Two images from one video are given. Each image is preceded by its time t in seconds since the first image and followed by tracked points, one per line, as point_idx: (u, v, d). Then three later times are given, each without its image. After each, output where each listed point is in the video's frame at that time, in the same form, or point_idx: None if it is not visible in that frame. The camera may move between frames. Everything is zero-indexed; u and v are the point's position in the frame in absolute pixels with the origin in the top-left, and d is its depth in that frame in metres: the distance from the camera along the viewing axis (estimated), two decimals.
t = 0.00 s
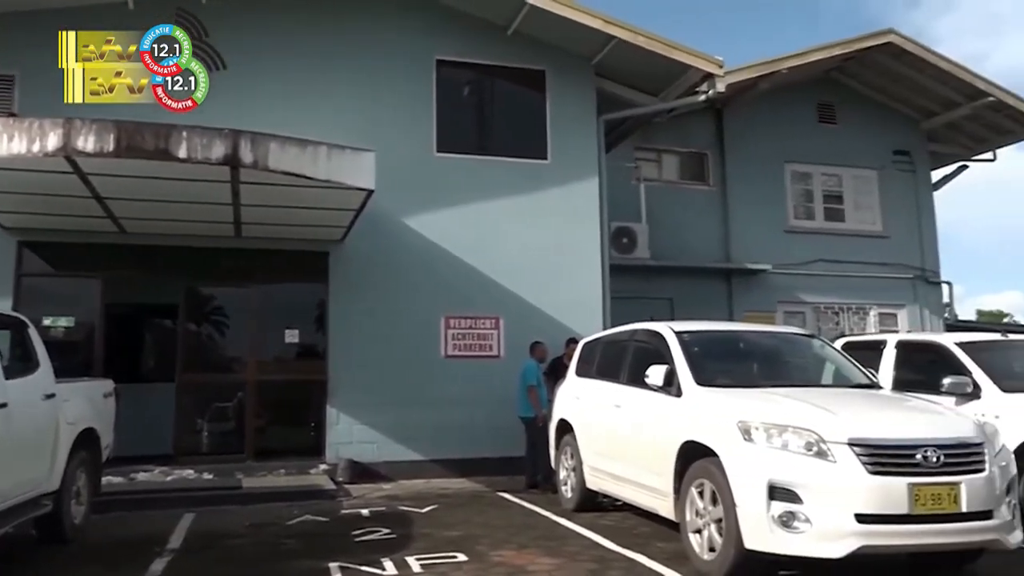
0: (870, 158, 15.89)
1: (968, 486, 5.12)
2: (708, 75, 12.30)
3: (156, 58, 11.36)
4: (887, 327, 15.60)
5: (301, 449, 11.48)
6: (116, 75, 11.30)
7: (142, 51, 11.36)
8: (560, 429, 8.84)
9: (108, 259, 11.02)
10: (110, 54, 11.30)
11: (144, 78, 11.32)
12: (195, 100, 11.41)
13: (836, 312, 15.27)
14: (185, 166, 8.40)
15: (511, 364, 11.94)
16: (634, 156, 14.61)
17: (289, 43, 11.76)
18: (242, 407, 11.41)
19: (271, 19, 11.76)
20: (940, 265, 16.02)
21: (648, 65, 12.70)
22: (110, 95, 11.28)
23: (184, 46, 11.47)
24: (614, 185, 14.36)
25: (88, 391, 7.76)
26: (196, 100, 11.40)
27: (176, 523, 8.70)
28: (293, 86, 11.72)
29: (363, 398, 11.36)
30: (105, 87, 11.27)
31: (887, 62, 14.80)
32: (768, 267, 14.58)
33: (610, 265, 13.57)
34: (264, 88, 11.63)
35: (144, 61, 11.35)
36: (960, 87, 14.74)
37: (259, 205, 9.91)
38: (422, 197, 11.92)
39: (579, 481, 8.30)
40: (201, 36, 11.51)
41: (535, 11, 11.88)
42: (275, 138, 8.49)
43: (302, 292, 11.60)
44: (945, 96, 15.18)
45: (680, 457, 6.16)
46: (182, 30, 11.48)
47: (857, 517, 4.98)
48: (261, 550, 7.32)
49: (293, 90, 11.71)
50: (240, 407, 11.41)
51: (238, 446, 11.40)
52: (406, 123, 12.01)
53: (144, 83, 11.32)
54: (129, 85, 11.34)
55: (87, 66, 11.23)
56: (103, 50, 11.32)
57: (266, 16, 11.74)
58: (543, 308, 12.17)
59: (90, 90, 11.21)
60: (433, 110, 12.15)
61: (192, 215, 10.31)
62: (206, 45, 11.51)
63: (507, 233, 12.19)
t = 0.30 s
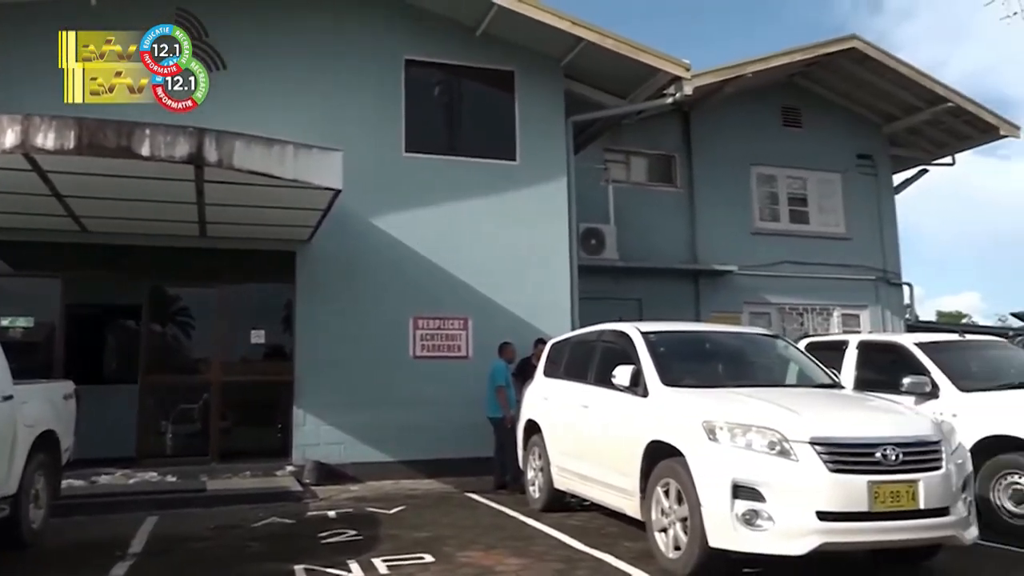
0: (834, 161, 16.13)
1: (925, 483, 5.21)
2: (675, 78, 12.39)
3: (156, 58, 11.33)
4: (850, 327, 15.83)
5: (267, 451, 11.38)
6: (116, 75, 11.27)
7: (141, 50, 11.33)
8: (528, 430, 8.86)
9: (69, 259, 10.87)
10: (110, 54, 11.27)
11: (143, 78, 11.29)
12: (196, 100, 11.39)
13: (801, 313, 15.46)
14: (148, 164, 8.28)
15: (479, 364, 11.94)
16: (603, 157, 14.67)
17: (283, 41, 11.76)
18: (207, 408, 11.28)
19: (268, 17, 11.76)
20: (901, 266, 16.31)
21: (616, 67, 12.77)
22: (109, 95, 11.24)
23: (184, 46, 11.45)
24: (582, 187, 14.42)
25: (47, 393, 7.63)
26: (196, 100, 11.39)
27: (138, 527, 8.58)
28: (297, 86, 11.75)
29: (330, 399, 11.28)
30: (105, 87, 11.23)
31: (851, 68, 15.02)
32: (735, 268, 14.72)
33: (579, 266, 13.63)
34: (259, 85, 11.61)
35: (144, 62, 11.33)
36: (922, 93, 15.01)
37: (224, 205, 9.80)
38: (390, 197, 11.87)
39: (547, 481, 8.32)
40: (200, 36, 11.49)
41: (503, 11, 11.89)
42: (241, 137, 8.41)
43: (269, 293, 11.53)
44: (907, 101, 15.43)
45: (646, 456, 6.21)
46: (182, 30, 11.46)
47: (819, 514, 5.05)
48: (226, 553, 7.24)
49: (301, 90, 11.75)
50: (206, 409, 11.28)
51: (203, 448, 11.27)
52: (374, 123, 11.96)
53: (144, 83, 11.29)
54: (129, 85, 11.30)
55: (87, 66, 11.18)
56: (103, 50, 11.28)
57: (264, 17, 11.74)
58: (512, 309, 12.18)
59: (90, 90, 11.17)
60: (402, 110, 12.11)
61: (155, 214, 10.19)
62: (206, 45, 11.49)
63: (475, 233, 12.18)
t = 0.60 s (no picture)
0: (802, 166, 16.32)
1: (887, 483, 5.28)
2: (645, 82, 12.46)
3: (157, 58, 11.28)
4: (817, 330, 16.03)
5: (235, 454, 11.26)
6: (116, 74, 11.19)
7: (142, 51, 11.27)
8: (498, 431, 8.85)
9: (31, 259, 10.72)
10: (110, 54, 11.18)
11: (144, 78, 11.23)
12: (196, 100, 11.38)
13: (769, 315, 15.61)
14: (113, 162, 8.16)
15: (449, 366, 11.91)
16: (574, 159, 14.70)
17: (273, 39, 11.74)
18: (173, 410, 11.14)
19: (256, 14, 11.72)
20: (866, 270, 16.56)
21: (587, 70, 12.81)
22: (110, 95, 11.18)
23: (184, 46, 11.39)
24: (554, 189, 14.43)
25: (7, 395, 7.49)
26: (196, 100, 11.37)
27: (101, 532, 8.45)
28: (278, 85, 11.69)
29: (298, 402, 11.20)
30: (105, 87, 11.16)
31: (818, 74, 15.21)
32: (704, 271, 14.83)
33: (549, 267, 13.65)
34: (255, 80, 11.60)
35: (144, 62, 11.26)
36: (886, 100, 15.25)
37: (191, 204, 9.69)
38: (360, 198, 11.81)
39: (516, 482, 8.32)
40: (201, 36, 11.46)
41: (474, 13, 11.90)
42: (207, 135, 8.31)
43: (237, 294, 11.40)
44: (873, 107, 15.67)
45: (614, 458, 6.22)
46: (182, 30, 11.40)
47: (782, 514, 5.10)
48: (191, 557, 7.16)
49: (293, 88, 11.74)
50: (172, 411, 11.14)
51: (168, 451, 11.13)
52: (345, 123, 11.89)
53: (144, 83, 11.24)
54: (129, 85, 11.24)
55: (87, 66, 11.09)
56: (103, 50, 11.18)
57: (263, 19, 11.75)
58: (482, 311, 12.17)
59: (90, 90, 11.09)
60: (372, 111, 12.06)
61: (120, 214, 10.05)
62: (206, 45, 11.45)
63: (445, 235, 12.15)
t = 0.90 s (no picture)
0: (772, 169, 16.50)
1: (849, 482, 5.36)
2: (618, 83, 12.53)
3: (157, 58, 11.25)
4: (785, 331, 16.21)
5: (202, 452, 11.15)
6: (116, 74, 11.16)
7: (142, 51, 11.23)
8: (467, 430, 8.85)
9: None
10: (110, 53, 11.13)
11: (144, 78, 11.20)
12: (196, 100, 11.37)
13: (738, 316, 15.75)
14: (79, 155, 8.05)
15: (419, 364, 11.88)
16: (547, 159, 14.72)
17: (275, 38, 11.76)
18: (139, 408, 11.00)
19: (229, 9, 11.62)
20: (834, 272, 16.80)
21: (561, 70, 12.84)
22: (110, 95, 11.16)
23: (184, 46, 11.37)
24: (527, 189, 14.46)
25: None
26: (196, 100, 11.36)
27: (63, 531, 8.33)
28: (251, 80, 11.60)
29: (266, 400, 11.10)
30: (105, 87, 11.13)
31: (789, 78, 15.38)
32: (675, 272, 14.93)
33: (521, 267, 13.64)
34: (253, 80, 11.59)
35: (144, 62, 11.23)
36: (855, 105, 15.45)
37: (159, 199, 9.57)
38: (331, 195, 11.74)
39: (485, 481, 8.33)
40: (201, 36, 11.44)
41: (448, 11, 11.88)
42: (176, 130, 8.22)
43: (206, 291, 11.28)
44: (842, 112, 15.87)
45: (583, 457, 6.25)
46: (182, 30, 11.38)
47: (747, 513, 5.15)
48: (155, 556, 7.08)
49: (267, 84, 11.65)
50: (138, 408, 11.00)
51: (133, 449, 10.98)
52: (317, 120, 11.82)
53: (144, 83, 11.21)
54: (129, 85, 11.22)
55: (87, 65, 11.03)
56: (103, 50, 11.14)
57: (258, 18, 11.73)
58: (453, 309, 12.16)
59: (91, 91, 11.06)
60: (345, 108, 12.00)
61: (87, 208, 9.91)
62: (206, 45, 11.43)
63: (417, 233, 12.12)
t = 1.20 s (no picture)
0: (735, 168, 16.66)
1: (804, 477, 5.43)
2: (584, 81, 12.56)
3: (156, 57, 11.18)
4: (747, 328, 16.38)
5: (161, 448, 10.99)
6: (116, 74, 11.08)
7: (141, 50, 11.16)
8: (431, 425, 8.82)
9: None
10: (110, 53, 11.05)
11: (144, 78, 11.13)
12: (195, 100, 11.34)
13: (701, 313, 15.88)
14: (33, 145, 7.89)
15: (383, 360, 11.83)
16: (513, 156, 14.72)
17: (276, 37, 11.78)
18: (96, 404, 10.81)
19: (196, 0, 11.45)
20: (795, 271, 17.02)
21: (528, 67, 12.86)
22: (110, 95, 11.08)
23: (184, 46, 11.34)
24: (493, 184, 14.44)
25: None
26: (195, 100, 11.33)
27: (16, 529, 8.15)
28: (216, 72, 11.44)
29: (226, 395, 10.98)
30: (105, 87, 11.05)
31: (753, 79, 15.53)
32: (639, 269, 15.00)
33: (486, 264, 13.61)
34: (253, 80, 11.59)
35: (144, 62, 11.17)
36: (817, 106, 15.66)
37: (118, 190, 9.42)
38: (294, 189, 11.63)
39: (448, 477, 8.32)
40: (201, 36, 11.41)
41: (415, 5, 11.83)
42: (135, 120, 8.06)
43: (166, 285, 11.12)
44: (803, 113, 16.08)
45: (544, 453, 6.27)
46: (182, 30, 11.34)
47: (704, 507, 5.20)
48: (111, 554, 6.97)
49: (232, 76, 11.51)
50: (94, 404, 10.81)
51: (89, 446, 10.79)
52: (281, 113, 11.70)
53: (144, 83, 11.15)
54: (129, 85, 11.15)
55: (87, 65, 10.93)
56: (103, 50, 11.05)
57: (251, 16, 11.69)
58: (416, 304, 12.12)
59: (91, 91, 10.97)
60: (310, 101, 11.90)
61: (43, 199, 9.72)
62: (206, 45, 11.41)
63: (381, 228, 12.06)
